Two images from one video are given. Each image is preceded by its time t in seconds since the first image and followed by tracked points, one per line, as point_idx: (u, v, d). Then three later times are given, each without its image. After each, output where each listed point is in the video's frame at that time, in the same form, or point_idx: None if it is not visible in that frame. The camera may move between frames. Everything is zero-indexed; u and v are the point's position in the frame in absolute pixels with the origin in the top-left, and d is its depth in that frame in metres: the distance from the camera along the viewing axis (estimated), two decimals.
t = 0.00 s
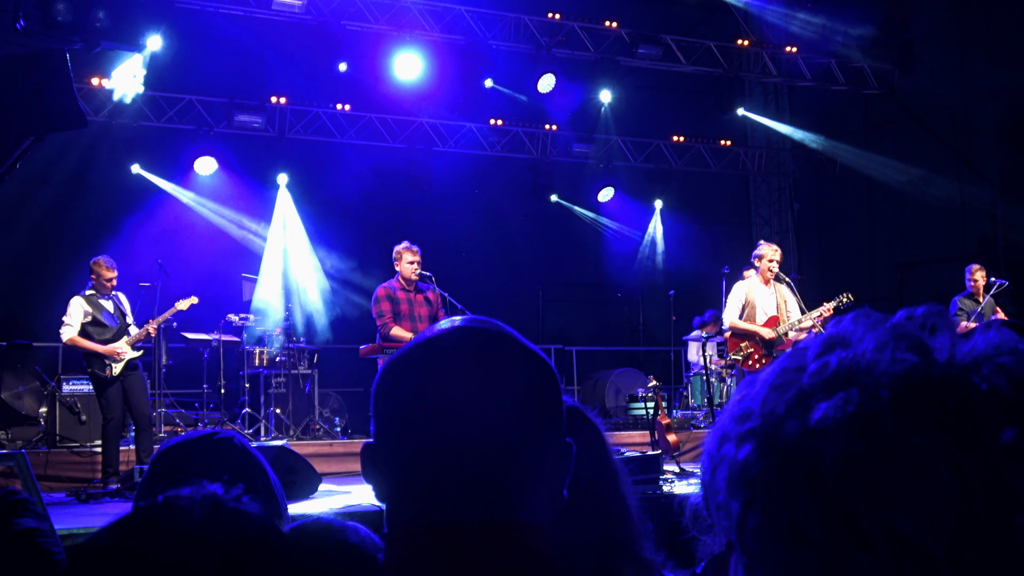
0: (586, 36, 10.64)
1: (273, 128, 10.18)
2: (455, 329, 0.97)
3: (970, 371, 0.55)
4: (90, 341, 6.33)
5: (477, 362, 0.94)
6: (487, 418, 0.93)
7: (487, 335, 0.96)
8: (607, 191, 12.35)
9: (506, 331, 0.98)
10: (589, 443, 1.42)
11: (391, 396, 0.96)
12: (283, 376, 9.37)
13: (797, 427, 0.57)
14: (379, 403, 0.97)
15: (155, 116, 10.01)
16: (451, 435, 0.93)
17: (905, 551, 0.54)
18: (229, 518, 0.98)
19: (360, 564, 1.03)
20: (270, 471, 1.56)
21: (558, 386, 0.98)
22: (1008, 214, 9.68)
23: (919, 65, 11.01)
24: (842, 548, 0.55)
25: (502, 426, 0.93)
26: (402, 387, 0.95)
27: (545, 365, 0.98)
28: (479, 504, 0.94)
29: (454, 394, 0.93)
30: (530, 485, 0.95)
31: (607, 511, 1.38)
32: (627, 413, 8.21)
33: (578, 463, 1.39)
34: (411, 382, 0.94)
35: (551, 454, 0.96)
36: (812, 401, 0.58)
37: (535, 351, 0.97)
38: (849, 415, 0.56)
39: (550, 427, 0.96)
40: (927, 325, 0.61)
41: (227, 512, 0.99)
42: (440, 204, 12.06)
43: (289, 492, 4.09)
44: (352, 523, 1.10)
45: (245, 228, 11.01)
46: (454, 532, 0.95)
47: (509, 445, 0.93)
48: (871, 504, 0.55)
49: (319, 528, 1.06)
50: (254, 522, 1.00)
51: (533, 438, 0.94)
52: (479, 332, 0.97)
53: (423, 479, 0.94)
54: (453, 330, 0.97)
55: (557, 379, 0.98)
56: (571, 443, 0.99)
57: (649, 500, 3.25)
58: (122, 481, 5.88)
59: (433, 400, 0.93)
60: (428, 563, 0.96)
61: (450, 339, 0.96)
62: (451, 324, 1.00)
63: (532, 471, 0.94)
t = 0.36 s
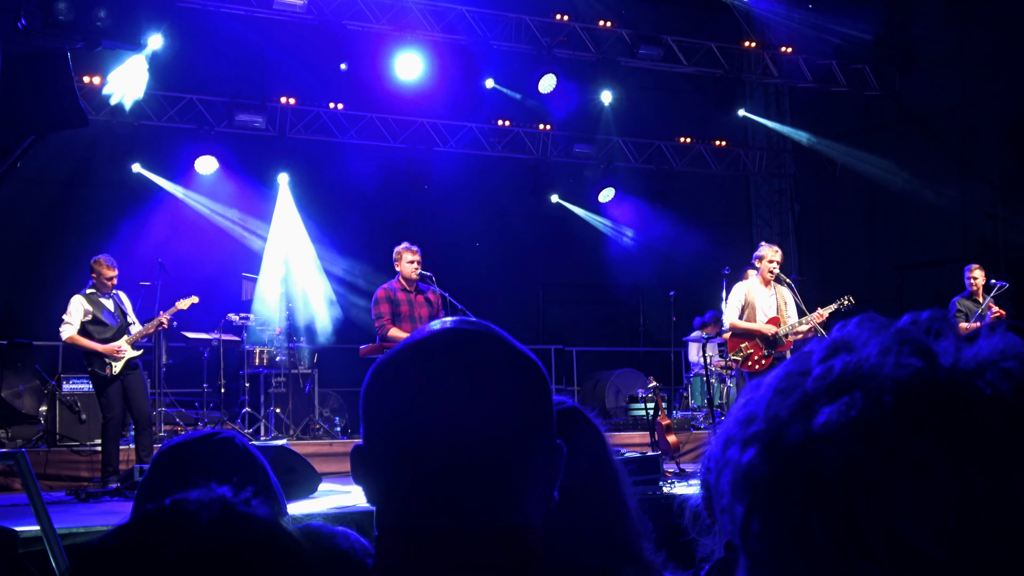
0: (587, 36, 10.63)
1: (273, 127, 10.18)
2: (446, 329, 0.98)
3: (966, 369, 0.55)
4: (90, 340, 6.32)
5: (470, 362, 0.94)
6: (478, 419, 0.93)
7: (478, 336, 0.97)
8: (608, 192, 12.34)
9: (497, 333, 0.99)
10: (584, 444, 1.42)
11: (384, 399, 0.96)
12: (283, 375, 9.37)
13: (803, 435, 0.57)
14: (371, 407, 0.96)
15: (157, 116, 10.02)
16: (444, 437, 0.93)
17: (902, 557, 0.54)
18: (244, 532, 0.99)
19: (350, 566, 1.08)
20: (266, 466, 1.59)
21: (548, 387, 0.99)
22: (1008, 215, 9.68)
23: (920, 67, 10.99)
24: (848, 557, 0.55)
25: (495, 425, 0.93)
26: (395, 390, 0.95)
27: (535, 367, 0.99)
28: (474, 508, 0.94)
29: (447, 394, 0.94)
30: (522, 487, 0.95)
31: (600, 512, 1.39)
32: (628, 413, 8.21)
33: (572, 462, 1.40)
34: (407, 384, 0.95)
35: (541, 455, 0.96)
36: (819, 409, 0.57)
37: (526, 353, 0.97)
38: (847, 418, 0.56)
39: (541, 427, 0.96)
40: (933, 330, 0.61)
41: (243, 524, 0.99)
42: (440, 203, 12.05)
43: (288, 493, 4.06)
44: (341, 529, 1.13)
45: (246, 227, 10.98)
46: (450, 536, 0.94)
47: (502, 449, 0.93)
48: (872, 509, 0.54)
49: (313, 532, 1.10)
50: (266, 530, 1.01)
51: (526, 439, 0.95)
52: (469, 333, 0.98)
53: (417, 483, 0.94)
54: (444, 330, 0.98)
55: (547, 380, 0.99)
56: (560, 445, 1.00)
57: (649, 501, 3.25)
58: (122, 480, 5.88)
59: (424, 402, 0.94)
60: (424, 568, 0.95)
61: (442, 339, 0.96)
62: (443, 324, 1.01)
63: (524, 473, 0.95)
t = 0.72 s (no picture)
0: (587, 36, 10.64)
1: (274, 127, 10.18)
2: (441, 329, 0.97)
3: (1003, 369, 0.53)
4: (91, 340, 6.32)
5: (466, 362, 0.93)
6: (473, 420, 0.92)
7: (473, 337, 0.96)
8: (609, 192, 12.34)
9: (493, 332, 0.98)
10: (586, 439, 1.42)
11: (379, 407, 0.95)
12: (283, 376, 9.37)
13: (834, 428, 0.56)
14: (366, 414, 0.96)
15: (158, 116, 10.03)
16: (442, 441, 0.92)
17: (948, 539, 0.53)
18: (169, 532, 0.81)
19: (345, 565, 1.06)
20: (265, 468, 1.60)
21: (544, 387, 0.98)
22: (1008, 216, 9.67)
23: (921, 67, 10.98)
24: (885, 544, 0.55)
25: (492, 426, 0.92)
26: (390, 395, 0.94)
27: (531, 366, 0.98)
28: (475, 507, 0.94)
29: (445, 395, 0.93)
30: (521, 487, 0.94)
31: (599, 514, 1.39)
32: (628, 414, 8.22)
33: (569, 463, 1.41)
34: (404, 383, 0.94)
35: (539, 454, 0.95)
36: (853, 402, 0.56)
37: (521, 353, 0.97)
38: (880, 403, 0.55)
39: (538, 426, 0.95)
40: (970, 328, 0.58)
41: (171, 524, 0.81)
42: (440, 203, 12.05)
43: (290, 493, 4.06)
44: (336, 528, 1.13)
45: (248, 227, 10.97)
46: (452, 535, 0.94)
47: (501, 449, 0.93)
48: (904, 499, 0.54)
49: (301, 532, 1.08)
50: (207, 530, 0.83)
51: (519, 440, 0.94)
52: (463, 333, 0.97)
53: (420, 484, 0.94)
54: (439, 330, 0.98)
55: (542, 378, 0.98)
56: (556, 444, 0.99)
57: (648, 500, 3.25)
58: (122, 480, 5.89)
59: (415, 404, 0.93)
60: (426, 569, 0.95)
61: (437, 339, 0.96)
62: (438, 324, 1.00)
63: (524, 472, 0.95)
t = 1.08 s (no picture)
0: (588, 36, 10.63)
1: (275, 126, 10.16)
2: (445, 327, 0.97)
3: (981, 369, 0.48)
4: (92, 339, 6.33)
5: (469, 360, 0.93)
6: (475, 418, 0.92)
7: (478, 336, 0.96)
8: (609, 193, 12.34)
9: (496, 331, 0.98)
10: (587, 438, 1.44)
11: (379, 410, 0.95)
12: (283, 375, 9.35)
13: (807, 433, 0.51)
14: (367, 414, 0.96)
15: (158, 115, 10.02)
16: (441, 439, 0.92)
17: (936, 555, 0.47)
18: (145, 547, 0.98)
19: (345, 567, 1.04)
20: (267, 467, 1.59)
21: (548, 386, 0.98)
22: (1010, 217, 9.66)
23: (922, 68, 10.97)
24: (867, 560, 0.48)
25: (492, 425, 0.93)
26: (391, 396, 0.94)
27: (535, 365, 0.97)
28: (479, 506, 0.93)
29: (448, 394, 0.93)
30: (524, 485, 0.95)
31: (598, 513, 1.38)
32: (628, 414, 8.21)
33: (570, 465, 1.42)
34: (403, 378, 0.94)
35: (540, 452, 0.96)
36: (828, 406, 0.51)
37: (523, 350, 0.96)
38: (858, 399, 0.50)
39: (541, 425, 0.96)
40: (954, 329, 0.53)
41: (143, 542, 0.99)
42: (440, 204, 12.04)
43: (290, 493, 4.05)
44: (333, 528, 1.11)
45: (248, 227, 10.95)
46: (454, 536, 0.94)
47: (507, 436, 0.93)
48: (885, 508, 0.49)
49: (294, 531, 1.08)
50: (173, 546, 1.01)
51: (522, 435, 0.94)
52: (466, 332, 0.96)
53: (419, 485, 0.93)
54: (442, 329, 0.97)
55: (547, 378, 0.98)
56: (560, 443, 1.00)
57: (648, 499, 3.25)
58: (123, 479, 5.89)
59: (416, 403, 0.93)
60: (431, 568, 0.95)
61: (440, 338, 0.95)
62: (441, 323, 1.00)
63: (529, 469, 0.95)
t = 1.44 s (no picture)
0: (588, 36, 10.62)
1: (275, 126, 10.14)
2: (445, 326, 0.95)
3: (904, 374, 0.51)
4: (92, 339, 6.32)
5: (472, 357, 0.93)
6: (476, 419, 0.92)
7: (480, 333, 0.94)
8: (609, 192, 12.33)
9: (498, 330, 0.96)
10: (590, 439, 1.41)
11: (380, 410, 0.94)
12: (284, 375, 9.32)
13: (736, 445, 0.54)
14: (368, 409, 0.95)
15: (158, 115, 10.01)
16: (437, 442, 0.92)
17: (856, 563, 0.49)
18: (151, 550, 0.88)
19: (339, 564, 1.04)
20: (268, 467, 1.58)
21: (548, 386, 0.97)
22: (1010, 217, 9.64)
23: (922, 67, 10.96)
24: (793, 570, 0.51)
25: (493, 426, 0.92)
26: (392, 392, 0.93)
27: (535, 364, 0.96)
28: (481, 506, 0.94)
29: (452, 393, 0.92)
30: (524, 484, 0.95)
31: (600, 515, 1.37)
32: (629, 413, 8.19)
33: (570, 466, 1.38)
34: (405, 381, 0.93)
35: (542, 450, 0.95)
36: (758, 417, 0.53)
37: (523, 348, 0.95)
38: (784, 410, 0.53)
39: (542, 424, 0.95)
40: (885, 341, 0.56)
41: (150, 542, 0.89)
42: (440, 204, 12.04)
43: (290, 493, 4.03)
44: (333, 525, 1.11)
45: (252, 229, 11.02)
46: (453, 535, 0.94)
47: (510, 455, 0.94)
48: (810, 518, 0.51)
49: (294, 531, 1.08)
50: (184, 549, 0.91)
51: (523, 436, 0.94)
52: (468, 329, 0.95)
53: (419, 484, 0.94)
54: (444, 326, 0.95)
55: (548, 377, 0.97)
56: (560, 441, 0.99)
57: (649, 501, 3.24)
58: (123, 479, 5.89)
59: (418, 401, 0.92)
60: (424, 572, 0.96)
61: (440, 336, 0.94)
62: (441, 321, 0.99)
63: (531, 469, 0.95)
